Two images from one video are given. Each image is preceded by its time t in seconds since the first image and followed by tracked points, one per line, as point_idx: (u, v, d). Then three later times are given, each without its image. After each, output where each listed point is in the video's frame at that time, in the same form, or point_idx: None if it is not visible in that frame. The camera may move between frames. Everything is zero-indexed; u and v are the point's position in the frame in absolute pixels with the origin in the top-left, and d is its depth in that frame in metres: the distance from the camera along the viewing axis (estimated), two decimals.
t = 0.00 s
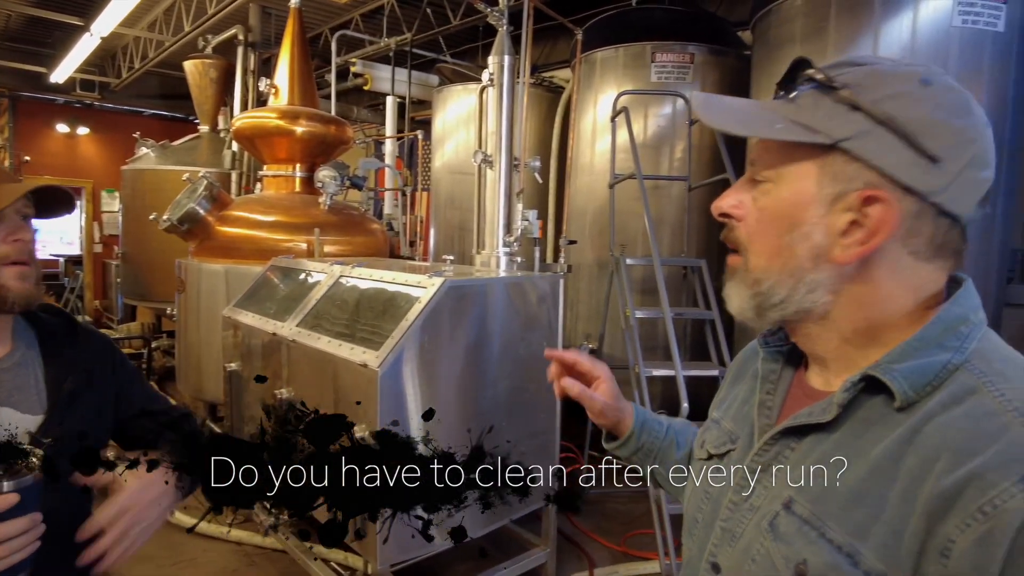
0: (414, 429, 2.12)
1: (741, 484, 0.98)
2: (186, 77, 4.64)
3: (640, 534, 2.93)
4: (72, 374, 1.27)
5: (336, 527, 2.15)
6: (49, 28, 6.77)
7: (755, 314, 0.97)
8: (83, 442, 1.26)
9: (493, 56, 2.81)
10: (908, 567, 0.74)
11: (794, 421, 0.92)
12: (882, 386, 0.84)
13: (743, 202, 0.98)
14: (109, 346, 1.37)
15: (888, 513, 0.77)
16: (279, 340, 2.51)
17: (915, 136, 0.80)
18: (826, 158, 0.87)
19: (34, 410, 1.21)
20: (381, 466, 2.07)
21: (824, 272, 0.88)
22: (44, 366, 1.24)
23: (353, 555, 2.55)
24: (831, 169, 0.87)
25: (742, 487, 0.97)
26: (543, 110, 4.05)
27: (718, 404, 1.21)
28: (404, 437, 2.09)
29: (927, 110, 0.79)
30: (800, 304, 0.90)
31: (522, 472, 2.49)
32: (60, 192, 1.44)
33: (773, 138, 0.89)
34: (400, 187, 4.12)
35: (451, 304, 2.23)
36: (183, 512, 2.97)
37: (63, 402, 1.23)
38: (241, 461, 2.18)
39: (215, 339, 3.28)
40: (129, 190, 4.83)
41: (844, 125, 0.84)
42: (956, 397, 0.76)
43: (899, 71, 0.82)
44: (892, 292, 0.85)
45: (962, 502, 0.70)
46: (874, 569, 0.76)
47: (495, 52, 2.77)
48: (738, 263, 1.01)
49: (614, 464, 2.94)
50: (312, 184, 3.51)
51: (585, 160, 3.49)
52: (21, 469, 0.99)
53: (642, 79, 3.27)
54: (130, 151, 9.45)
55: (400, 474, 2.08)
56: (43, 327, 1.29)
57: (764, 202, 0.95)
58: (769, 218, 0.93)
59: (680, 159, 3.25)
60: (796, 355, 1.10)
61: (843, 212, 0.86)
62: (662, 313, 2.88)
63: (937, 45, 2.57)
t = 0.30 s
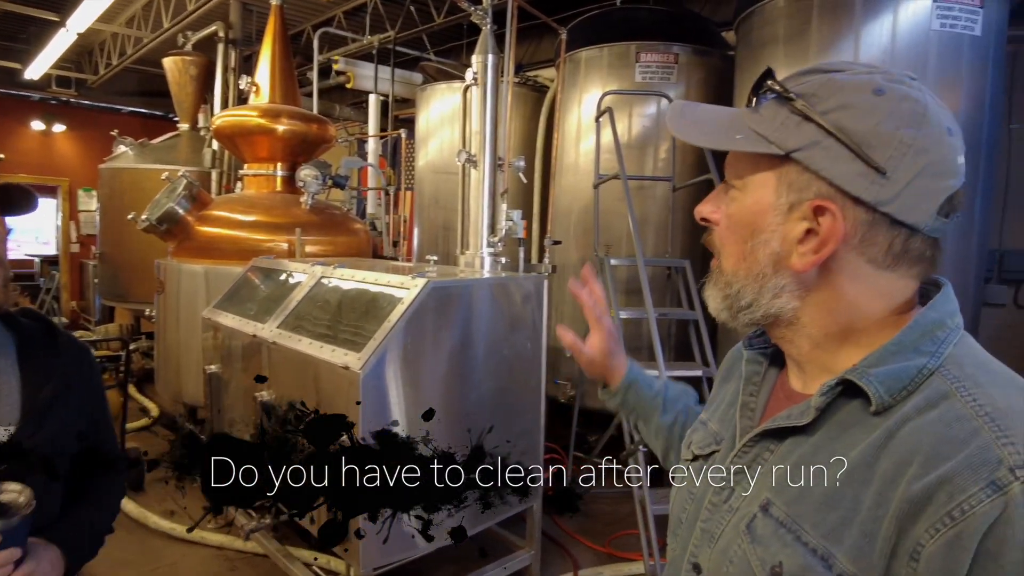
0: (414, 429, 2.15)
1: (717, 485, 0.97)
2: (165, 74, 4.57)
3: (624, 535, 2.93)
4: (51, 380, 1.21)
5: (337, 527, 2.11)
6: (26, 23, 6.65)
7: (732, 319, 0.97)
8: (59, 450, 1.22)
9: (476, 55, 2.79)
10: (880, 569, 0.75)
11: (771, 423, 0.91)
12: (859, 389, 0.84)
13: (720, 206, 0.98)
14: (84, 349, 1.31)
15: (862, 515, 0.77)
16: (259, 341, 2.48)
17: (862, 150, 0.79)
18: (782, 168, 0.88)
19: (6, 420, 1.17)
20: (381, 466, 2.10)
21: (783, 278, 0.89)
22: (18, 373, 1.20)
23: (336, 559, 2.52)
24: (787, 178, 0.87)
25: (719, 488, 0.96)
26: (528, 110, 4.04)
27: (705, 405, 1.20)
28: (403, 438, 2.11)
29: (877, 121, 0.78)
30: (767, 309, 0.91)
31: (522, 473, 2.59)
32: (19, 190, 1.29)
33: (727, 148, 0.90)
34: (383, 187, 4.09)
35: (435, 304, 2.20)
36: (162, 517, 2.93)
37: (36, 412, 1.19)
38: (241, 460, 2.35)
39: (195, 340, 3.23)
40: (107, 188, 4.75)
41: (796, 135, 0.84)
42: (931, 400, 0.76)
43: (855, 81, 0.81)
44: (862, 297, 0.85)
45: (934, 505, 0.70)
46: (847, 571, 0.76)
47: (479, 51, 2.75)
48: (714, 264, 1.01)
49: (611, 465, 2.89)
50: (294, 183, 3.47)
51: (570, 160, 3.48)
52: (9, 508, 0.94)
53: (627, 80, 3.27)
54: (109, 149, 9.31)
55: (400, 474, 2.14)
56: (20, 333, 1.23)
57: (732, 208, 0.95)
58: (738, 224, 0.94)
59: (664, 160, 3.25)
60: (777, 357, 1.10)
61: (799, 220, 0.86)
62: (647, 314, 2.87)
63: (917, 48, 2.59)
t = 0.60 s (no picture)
0: (414, 429, 2.20)
1: (703, 482, 1.00)
2: (151, 73, 4.54)
3: (611, 533, 2.96)
4: (30, 381, 1.22)
5: (336, 527, 2.09)
6: (8, 20, 6.58)
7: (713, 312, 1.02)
8: (41, 449, 1.23)
9: (464, 56, 2.80)
10: (859, 565, 0.76)
11: (756, 421, 0.94)
12: (843, 387, 0.86)
13: (708, 210, 1.00)
14: (66, 347, 1.31)
15: (842, 511, 0.79)
16: (246, 342, 2.48)
17: (846, 156, 0.81)
18: (769, 174, 0.90)
19: None
20: (381, 466, 2.11)
21: (769, 281, 0.91)
22: None
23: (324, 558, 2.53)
24: (774, 184, 0.89)
25: (705, 484, 0.99)
26: (515, 110, 4.07)
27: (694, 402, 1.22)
28: (403, 437, 2.15)
29: (861, 128, 0.81)
30: (753, 310, 0.94)
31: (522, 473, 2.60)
32: None
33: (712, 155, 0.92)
34: (371, 186, 4.09)
35: (422, 305, 2.21)
36: (148, 518, 2.92)
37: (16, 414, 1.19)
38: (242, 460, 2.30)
39: (182, 340, 3.22)
40: (92, 188, 4.72)
41: (782, 141, 0.87)
42: (911, 399, 0.78)
43: (842, 86, 0.83)
44: (841, 299, 0.88)
45: (910, 502, 0.72)
46: (826, 566, 0.78)
47: (466, 52, 2.76)
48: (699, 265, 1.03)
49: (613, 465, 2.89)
50: (281, 183, 3.47)
51: (557, 161, 3.50)
52: None
53: (613, 81, 3.30)
54: (94, 149, 9.22)
55: (400, 474, 2.15)
56: None
57: (719, 213, 0.97)
58: (726, 229, 0.96)
59: (650, 161, 3.28)
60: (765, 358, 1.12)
61: (785, 226, 0.88)
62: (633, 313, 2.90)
63: (897, 51, 2.63)
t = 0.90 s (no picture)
0: (413, 430, 2.24)
1: (688, 482, 1.01)
2: (136, 71, 4.50)
3: (598, 532, 2.97)
4: (10, 383, 1.21)
5: (336, 527, 2.09)
6: None
7: (700, 320, 1.02)
8: (21, 449, 1.22)
9: (451, 56, 2.80)
10: (840, 568, 0.78)
11: (740, 423, 0.95)
12: (824, 392, 0.88)
13: (692, 217, 1.01)
14: (49, 348, 1.28)
15: (823, 515, 0.80)
16: (232, 342, 2.47)
17: (836, 161, 0.82)
18: (757, 181, 0.91)
19: None
20: (381, 466, 2.13)
21: (759, 288, 0.92)
22: None
23: (311, 560, 2.53)
24: (762, 192, 0.90)
25: (691, 484, 1.00)
26: (502, 111, 4.08)
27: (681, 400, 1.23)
28: (404, 437, 2.19)
29: (849, 133, 0.82)
30: (741, 315, 0.95)
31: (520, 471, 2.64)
32: None
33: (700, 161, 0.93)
34: (358, 186, 4.09)
35: (409, 305, 2.21)
36: (133, 520, 2.90)
37: None
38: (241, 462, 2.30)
39: (167, 341, 3.20)
40: (76, 187, 4.67)
41: (770, 148, 0.87)
42: (892, 405, 0.79)
43: (827, 92, 0.85)
44: (820, 304, 0.90)
45: (891, 509, 0.74)
46: (807, 569, 0.79)
47: (453, 52, 2.76)
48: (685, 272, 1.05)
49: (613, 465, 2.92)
50: (267, 183, 3.45)
51: (545, 161, 3.51)
52: None
53: (600, 82, 3.31)
54: (77, 147, 9.12)
55: (400, 474, 2.18)
56: None
57: (706, 220, 0.98)
58: (712, 235, 0.97)
59: (636, 161, 3.30)
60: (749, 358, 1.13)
61: (776, 233, 0.89)
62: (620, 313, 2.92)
63: (879, 55, 2.67)
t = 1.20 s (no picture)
0: (413, 429, 2.27)
1: (675, 486, 1.01)
2: (122, 69, 4.46)
3: (587, 532, 2.99)
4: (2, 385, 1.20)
5: (336, 527, 2.08)
6: None
7: (699, 333, 1.00)
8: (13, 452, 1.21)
9: (440, 56, 2.79)
10: (828, 569, 0.78)
11: (726, 427, 0.96)
12: (808, 395, 0.89)
13: (685, 220, 1.01)
14: (45, 350, 1.28)
15: (810, 518, 0.81)
16: (220, 343, 2.45)
17: (861, 168, 0.83)
18: (777, 191, 0.90)
19: None
20: (381, 466, 2.13)
21: (768, 297, 0.92)
22: None
23: (300, 561, 2.53)
24: (780, 200, 0.90)
25: (677, 488, 1.01)
26: (492, 111, 4.08)
27: (664, 406, 1.25)
28: (403, 437, 2.22)
29: (872, 143, 0.83)
30: (743, 324, 0.94)
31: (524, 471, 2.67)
32: None
33: (724, 167, 0.89)
34: (347, 186, 4.07)
35: (398, 306, 2.20)
36: (120, 523, 2.88)
37: None
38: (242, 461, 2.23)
39: (155, 342, 3.18)
40: (61, 187, 4.62)
41: (796, 156, 0.86)
42: (876, 406, 0.81)
43: (846, 99, 0.85)
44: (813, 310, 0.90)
45: (877, 510, 0.74)
46: (796, 571, 0.80)
47: (443, 52, 2.76)
48: (678, 280, 1.03)
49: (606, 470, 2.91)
50: (256, 183, 3.43)
51: (534, 161, 3.52)
52: None
53: (589, 82, 3.32)
54: (62, 146, 9.03)
55: (400, 474, 2.18)
56: None
57: (707, 224, 0.98)
58: (714, 243, 0.96)
59: (626, 161, 3.31)
60: (729, 363, 1.15)
61: (793, 241, 0.89)
62: (609, 313, 2.93)
63: (865, 56, 2.69)
